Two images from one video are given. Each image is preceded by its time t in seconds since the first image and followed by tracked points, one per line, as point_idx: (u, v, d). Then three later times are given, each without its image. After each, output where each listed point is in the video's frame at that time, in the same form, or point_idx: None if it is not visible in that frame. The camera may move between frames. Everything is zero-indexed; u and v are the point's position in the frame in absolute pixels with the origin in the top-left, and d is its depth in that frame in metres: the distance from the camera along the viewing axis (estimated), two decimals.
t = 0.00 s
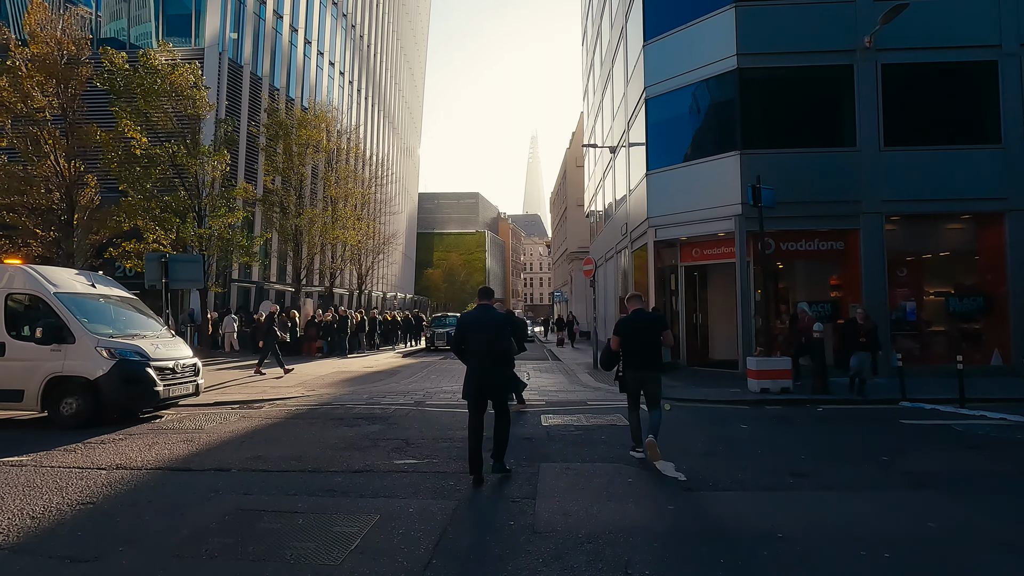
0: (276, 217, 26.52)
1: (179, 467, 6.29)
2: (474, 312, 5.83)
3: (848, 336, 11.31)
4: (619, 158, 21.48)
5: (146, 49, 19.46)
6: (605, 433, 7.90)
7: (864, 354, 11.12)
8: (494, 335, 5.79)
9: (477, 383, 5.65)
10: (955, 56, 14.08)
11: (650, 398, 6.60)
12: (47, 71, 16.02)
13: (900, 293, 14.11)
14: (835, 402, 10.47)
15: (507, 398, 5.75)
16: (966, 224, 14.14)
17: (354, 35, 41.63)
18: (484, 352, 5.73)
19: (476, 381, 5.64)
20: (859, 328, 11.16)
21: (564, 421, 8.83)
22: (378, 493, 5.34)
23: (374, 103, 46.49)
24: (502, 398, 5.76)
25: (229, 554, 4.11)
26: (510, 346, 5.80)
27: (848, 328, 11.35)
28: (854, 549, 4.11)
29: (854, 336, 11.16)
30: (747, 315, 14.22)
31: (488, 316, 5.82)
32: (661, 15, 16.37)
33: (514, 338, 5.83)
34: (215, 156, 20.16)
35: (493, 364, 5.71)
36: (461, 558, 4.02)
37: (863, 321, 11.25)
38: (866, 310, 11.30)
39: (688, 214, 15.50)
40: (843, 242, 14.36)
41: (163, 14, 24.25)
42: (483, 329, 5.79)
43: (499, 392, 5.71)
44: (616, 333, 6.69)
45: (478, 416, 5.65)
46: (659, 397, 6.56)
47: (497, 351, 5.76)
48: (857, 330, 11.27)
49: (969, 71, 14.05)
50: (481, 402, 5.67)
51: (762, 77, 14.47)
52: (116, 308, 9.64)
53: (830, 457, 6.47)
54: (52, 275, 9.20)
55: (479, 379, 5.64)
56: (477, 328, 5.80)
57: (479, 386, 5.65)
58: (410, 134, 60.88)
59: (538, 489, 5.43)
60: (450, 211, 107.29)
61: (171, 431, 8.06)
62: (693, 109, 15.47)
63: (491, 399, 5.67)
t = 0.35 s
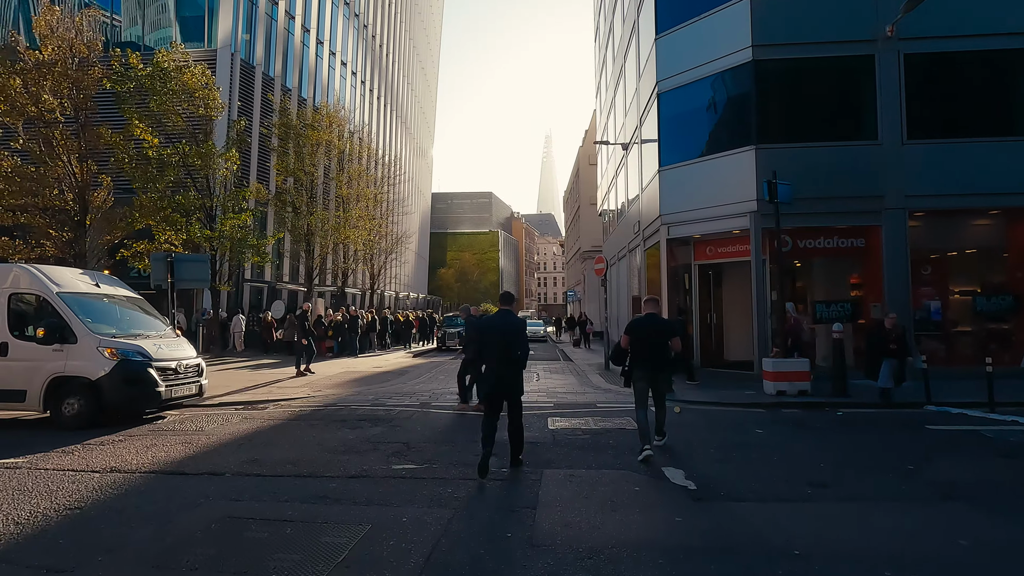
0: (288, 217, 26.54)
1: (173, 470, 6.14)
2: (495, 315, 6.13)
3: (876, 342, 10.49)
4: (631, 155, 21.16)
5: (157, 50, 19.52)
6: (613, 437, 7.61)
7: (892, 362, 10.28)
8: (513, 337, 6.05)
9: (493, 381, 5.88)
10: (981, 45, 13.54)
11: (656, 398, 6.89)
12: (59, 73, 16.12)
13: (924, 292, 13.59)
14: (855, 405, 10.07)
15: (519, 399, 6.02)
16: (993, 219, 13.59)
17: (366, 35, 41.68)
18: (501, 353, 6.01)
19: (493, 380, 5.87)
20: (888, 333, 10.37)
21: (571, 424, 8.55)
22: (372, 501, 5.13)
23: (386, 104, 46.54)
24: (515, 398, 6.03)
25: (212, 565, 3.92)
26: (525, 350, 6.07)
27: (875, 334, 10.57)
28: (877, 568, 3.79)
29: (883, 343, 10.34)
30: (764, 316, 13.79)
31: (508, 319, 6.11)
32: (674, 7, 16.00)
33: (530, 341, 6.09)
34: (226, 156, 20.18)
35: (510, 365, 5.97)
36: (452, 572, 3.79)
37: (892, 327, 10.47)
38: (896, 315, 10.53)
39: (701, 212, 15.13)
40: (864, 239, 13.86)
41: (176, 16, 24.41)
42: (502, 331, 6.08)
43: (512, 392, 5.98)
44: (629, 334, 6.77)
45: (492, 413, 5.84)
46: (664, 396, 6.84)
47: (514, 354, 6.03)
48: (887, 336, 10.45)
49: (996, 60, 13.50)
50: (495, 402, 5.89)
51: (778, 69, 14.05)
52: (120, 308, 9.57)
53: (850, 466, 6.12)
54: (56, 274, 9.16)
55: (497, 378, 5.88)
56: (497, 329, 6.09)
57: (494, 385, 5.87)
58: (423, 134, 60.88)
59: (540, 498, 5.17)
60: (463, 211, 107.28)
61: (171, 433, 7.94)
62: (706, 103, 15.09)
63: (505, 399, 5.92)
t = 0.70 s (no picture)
0: (304, 217, 26.60)
1: (173, 472, 5.99)
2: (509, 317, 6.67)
3: (917, 348, 9.11)
4: (649, 152, 20.75)
5: (172, 52, 19.62)
6: (627, 442, 7.30)
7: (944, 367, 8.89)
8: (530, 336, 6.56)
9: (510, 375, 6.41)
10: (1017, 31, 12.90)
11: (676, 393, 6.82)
12: (78, 75, 16.27)
13: (958, 291, 12.99)
14: (885, 409, 9.60)
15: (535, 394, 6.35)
16: None
17: (383, 36, 41.76)
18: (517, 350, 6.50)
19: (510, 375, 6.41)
20: (930, 337, 8.94)
21: (584, 427, 8.26)
22: (371, 508, 4.90)
23: (402, 104, 46.61)
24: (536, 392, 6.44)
25: None
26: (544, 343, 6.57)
27: (914, 337, 9.17)
28: None
29: (925, 348, 8.97)
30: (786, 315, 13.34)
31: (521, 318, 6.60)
32: None
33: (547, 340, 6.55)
34: (241, 156, 20.23)
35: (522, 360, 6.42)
36: None
37: (934, 328, 8.98)
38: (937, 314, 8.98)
39: (720, 209, 14.71)
40: (893, 235, 13.38)
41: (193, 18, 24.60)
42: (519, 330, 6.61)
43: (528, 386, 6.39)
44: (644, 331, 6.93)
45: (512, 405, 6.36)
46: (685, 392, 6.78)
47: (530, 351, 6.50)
48: (929, 338, 9.04)
49: None
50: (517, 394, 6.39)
51: (802, 60, 13.56)
52: (130, 307, 9.52)
53: (881, 476, 5.73)
54: (66, 273, 9.13)
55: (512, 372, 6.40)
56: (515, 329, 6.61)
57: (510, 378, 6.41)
58: (439, 134, 60.86)
59: (548, 507, 4.88)
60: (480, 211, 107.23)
61: (178, 434, 7.83)
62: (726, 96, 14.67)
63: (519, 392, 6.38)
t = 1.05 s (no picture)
0: (324, 217, 26.70)
1: (182, 474, 5.92)
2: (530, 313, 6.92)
3: (974, 355, 8.50)
4: (670, 149, 20.33)
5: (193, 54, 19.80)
6: (647, 448, 7.01)
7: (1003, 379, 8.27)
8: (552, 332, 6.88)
9: (535, 368, 6.86)
10: None
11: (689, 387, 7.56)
12: (104, 78, 16.52)
13: (998, 292, 12.38)
14: (922, 416, 9.12)
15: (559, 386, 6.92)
16: None
17: (403, 36, 41.87)
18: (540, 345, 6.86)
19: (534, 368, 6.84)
20: (989, 343, 8.37)
21: (602, 432, 7.99)
22: (378, 516, 4.73)
23: (422, 104, 46.68)
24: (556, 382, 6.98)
25: None
26: (561, 338, 6.83)
27: (970, 342, 8.60)
28: None
29: (984, 355, 8.40)
30: (814, 317, 12.85)
31: (544, 318, 6.88)
32: None
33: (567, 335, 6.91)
34: (262, 157, 20.33)
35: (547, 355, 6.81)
36: None
37: (993, 335, 8.44)
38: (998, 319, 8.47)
39: (743, 207, 14.31)
40: (929, 233, 12.81)
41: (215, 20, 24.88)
42: (541, 326, 6.90)
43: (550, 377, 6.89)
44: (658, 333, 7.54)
45: (535, 397, 6.80)
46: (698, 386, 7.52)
47: (551, 345, 6.85)
48: (987, 345, 8.46)
49: None
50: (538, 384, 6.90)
51: (831, 51, 13.06)
52: (148, 306, 9.56)
53: (919, 489, 5.36)
54: (86, 273, 9.17)
55: (536, 366, 6.84)
56: (536, 326, 6.91)
57: (534, 370, 6.84)
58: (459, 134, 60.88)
59: (562, 518, 4.64)
60: (500, 211, 107.14)
61: (192, 434, 7.80)
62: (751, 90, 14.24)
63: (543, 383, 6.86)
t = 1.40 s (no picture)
0: (346, 217, 26.86)
1: (193, 476, 5.87)
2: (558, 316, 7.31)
3: None
4: (694, 146, 19.88)
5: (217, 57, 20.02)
6: (666, 455, 6.75)
7: None
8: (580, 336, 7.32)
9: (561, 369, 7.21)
10: None
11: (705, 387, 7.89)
12: (131, 82, 16.83)
13: None
14: (962, 423, 8.63)
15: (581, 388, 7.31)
16: None
17: (424, 37, 41.99)
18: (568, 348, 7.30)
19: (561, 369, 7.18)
20: None
21: (620, 437, 7.74)
22: (384, 523, 4.58)
23: (444, 104, 46.81)
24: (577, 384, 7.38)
25: None
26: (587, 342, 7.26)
27: None
28: None
29: None
30: (845, 317, 12.30)
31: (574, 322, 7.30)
32: None
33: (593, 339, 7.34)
34: (285, 158, 20.50)
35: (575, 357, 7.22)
36: None
37: None
38: None
39: (771, 204, 13.84)
40: (969, 230, 12.18)
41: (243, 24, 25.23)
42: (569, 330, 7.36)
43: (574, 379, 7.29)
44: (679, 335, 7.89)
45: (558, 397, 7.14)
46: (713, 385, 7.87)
47: (577, 348, 7.30)
48: None
49: None
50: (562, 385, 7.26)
51: (863, 40, 12.55)
52: (168, 306, 9.65)
53: (961, 506, 4.99)
54: (107, 273, 9.26)
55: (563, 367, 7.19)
56: (564, 329, 7.36)
57: (561, 371, 7.20)
58: (481, 134, 60.85)
59: (574, 530, 4.42)
60: (522, 211, 106.90)
61: (207, 435, 7.80)
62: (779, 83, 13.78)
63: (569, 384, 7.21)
